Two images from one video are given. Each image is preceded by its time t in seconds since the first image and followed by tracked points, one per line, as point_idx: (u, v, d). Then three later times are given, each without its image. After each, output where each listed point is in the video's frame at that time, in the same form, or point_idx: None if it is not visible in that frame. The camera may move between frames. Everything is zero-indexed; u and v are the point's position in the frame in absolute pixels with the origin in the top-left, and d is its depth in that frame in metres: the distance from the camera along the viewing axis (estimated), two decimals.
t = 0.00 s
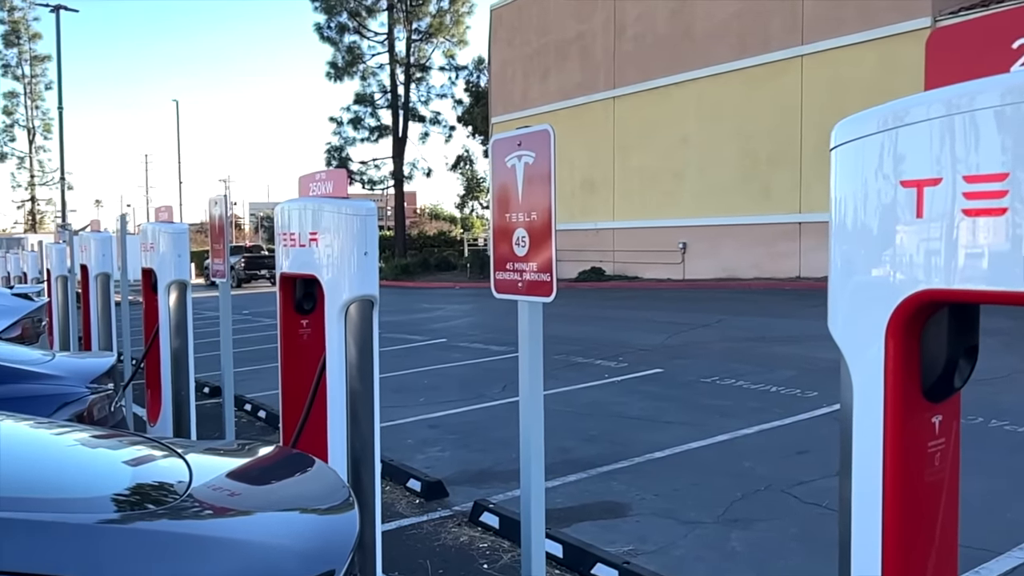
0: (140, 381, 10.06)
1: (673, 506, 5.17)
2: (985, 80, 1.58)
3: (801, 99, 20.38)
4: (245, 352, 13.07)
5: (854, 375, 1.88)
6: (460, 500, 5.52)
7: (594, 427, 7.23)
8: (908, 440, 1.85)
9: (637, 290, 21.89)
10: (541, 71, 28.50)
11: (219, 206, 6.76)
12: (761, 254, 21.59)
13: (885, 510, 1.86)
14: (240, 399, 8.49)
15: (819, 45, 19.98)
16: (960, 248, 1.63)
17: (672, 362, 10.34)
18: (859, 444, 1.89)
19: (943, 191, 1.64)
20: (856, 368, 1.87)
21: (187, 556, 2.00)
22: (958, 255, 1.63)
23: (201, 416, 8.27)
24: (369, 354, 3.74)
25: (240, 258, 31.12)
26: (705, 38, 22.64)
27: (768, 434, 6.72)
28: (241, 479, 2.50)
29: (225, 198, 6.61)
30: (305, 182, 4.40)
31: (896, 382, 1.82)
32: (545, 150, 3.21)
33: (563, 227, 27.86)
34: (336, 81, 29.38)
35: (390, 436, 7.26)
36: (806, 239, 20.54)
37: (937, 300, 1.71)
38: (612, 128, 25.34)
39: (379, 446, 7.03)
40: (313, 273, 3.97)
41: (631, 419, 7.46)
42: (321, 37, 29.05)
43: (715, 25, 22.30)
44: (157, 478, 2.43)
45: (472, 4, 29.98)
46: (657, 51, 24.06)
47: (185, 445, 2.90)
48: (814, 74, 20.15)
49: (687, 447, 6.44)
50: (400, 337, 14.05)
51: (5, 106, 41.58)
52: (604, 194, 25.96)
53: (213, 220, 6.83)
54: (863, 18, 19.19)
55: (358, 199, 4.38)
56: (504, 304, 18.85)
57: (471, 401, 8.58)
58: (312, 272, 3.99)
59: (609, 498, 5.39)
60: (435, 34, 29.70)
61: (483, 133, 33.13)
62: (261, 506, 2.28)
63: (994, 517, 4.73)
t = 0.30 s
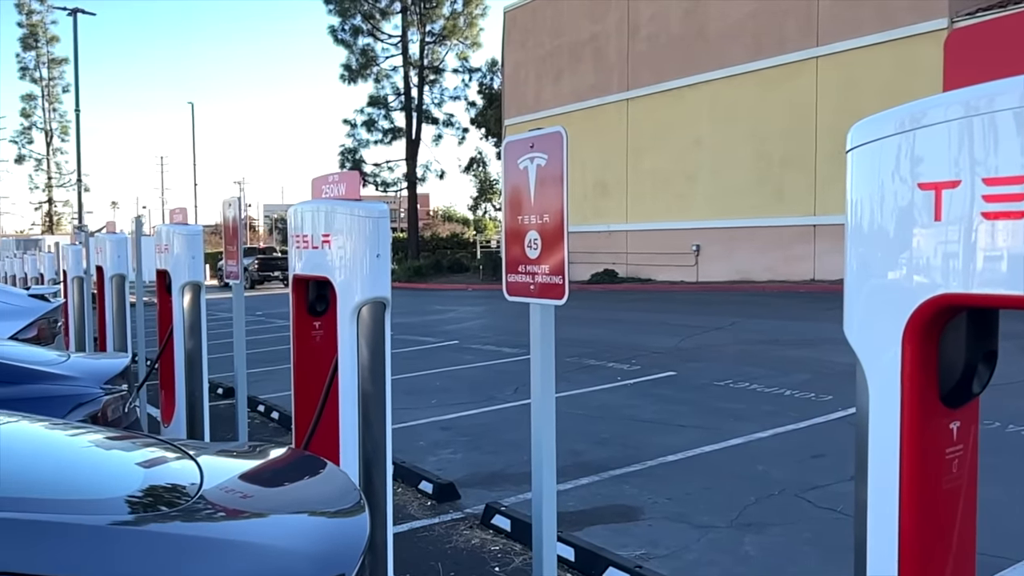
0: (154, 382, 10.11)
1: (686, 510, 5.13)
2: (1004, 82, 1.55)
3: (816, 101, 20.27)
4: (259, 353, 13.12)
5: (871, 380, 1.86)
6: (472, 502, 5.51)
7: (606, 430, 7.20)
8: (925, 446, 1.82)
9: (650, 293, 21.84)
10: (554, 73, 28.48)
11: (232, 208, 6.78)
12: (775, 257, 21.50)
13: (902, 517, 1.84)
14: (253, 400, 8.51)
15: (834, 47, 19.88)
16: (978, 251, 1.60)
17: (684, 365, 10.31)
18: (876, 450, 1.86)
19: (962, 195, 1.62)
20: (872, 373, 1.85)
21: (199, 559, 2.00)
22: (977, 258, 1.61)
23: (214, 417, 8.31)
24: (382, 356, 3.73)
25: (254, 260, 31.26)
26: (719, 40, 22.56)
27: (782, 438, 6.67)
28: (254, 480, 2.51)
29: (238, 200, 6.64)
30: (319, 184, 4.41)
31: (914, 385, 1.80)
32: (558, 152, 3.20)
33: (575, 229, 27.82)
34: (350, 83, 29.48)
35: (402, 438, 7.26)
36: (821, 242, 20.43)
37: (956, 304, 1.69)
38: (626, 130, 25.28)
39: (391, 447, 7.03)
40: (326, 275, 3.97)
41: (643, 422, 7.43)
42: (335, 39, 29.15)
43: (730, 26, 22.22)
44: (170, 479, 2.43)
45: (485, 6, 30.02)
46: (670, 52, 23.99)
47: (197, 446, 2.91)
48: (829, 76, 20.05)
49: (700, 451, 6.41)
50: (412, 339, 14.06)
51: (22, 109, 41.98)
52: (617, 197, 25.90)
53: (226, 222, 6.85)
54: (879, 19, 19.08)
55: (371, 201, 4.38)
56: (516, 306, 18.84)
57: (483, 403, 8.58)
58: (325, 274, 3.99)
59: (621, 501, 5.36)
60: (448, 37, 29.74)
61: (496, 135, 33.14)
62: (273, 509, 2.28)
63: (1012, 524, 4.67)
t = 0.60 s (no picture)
0: (168, 382, 10.15)
1: (699, 513, 5.10)
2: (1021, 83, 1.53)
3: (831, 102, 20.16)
4: (272, 354, 13.18)
5: (885, 384, 1.83)
6: (483, 504, 5.50)
7: (618, 433, 7.17)
8: (941, 452, 1.80)
9: (663, 294, 21.78)
10: (567, 74, 28.46)
11: (246, 209, 6.80)
12: (789, 259, 21.39)
13: (918, 523, 1.81)
14: (266, 400, 8.54)
15: (849, 48, 19.77)
16: (996, 254, 1.58)
17: (697, 367, 10.27)
18: (892, 454, 1.84)
19: (979, 197, 1.59)
20: (887, 377, 1.82)
21: (214, 562, 2.01)
22: (995, 260, 1.58)
23: (227, 417, 8.34)
24: (393, 358, 3.73)
25: (267, 261, 31.42)
26: (733, 41, 22.47)
27: (795, 441, 6.63)
28: (266, 482, 2.51)
29: (252, 201, 6.65)
30: (331, 185, 4.41)
31: (930, 389, 1.77)
32: (570, 153, 3.18)
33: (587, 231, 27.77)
34: (364, 85, 29.56)
35: (413, 439, 7.26)
36: (835, 244, 20.32)
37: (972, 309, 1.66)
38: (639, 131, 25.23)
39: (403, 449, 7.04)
40: (338, 276, 3.97)
41: (655, 424, 7.40)
42: (349, 41, 29.24)
43: (744, 27, 22.14)
44: (183, 481, 2.43)
45: (499, 7, 30.04)
46: (684, 54, 23.91)
47: (210, 447, 2.91)
48: (844, 76, 19.93)
49: (713, 454, 6.38)
50: (424, 340, 14.07)
51: (40, 110, 42.33)
52: (630, 198, 25.85)
53: (240, 223, 6.87)
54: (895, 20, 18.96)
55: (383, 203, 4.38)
56: (529, 308, 18.83)
57: (494, 404, 8.57)
58: (337, 275, 3.99)
59: (634, 504, 5.34)
60: (461, 38, 29.76)
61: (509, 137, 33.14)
62: (284, 511, 2.28)
63: None
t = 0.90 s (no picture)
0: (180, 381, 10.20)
1: (711, 517, 5.07)
2: None
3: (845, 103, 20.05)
4: (285, 354, 13.22)
5: (900, 388, 1.81)
6: (494, 506, 5.49)
7: (629, 434, 7.15)
8: (957, 457, 1.77)
9: (675, 296, 21.72)
10: (580, 75, 28.43)
11: (258, 210, 6.81)
12: (803, 260, 21.28)
13: (933, 529, 1.78)
14: (278, 400, 8.57)
15: (863, 48, 19.65)
16: (1013, 255, 1.55)
17: (710, 369, 10.22)
18: (905, 457, 1.81)
19: (996, 199, 1.57)
20: (901, 381, 1.80)
21: (226, 563, 2.01)
22: (1012, 263, 1.55)
23: (239, 417, 8.37)
24: (403, 360, 3.72)
25: (280, 261, 31.55)
26: (746, 41, 22.38)
27: (808, 444, 6.58)
28: (277, 483, 2.50)
29: (264, 202, 6.66)
30: (342, 186, 4.41)
31: (945, 394, 1.74)
32: (581, 154, 3.17)
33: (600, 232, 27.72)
34: (377, 86, 29.63)
35: (424, 440, 7.26)
36: (849, 245, 20.19)
37: (988, 312, 1.64)
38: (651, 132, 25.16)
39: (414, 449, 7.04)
40: (349, 277, 3.97)
41: (667, 426, 7.37)
42: (362, 42, 29.32)
43: (757, 28, 22.04)
44: (194, 482, 2.43)
45: (511, 8, 30.04)
46: (697, 54, 23.83)
47: (221, 448, 2.91)
48: (859, 77, 19.81)
49: (726, 457, 6.34)
50: (436, 341, 14.08)
51: (56, 112, 42.67)
52: (643, 199, 25.78)
53: (253, 223, 6.88)
54: (910, 20, 18.83)
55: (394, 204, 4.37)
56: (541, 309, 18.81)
57: (506, 405, 8.55)
58: (348, 276, 3.99)
59: (645, 507, 5.31)
60: (474, 39, 29.78)
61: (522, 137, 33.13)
62: (295, 512, 2.28)
63: None
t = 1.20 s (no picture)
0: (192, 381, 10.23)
1: (722, 519, 5.04)
2: None
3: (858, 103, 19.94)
4: (296, 354, 13.26)
5: (913, 391, 1.79)
6: (504, 507, 5.48)
7: (640, 436, 7.12)
8: (972, 461, 1.74)
9: (687, 297, 21.65)
10: (591, 76, 28.39)
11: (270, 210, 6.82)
12: (815, 261, 21.17)
13: (947, 533, 1.76)
14: (289, 401, 8.58)
15: (877, 48, 19.54)
16: None
17: (721, 371, 10.17)
18: (920, 462, 1.79)
19: (1012, 200, 1.55)
20: (914, 383, 1.78)
21: (236, 567, 2.00)
22: None
23: (250, 416, 8.39)
24: (413, 361, 3.72)
25: (291, 261, 31.64)
26: (758, 42, 22.29)
27: (821, 447, 6.53)
28: (287, 484, 2.50)
29: (275, 203, 6.66)
30: (353, 187, 4.41)
31: (959, 398, 1.72)
32: (590, 155, 3.16)
33: (611, 233, 27.66)
34: (388, 87, 29.68)
35: (434, 441, 7.25)
36: (863, 246, 20.06)
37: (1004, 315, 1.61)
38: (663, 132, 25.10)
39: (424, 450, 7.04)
40: (359, 278, 3.97)
41: (678, 428, 7.34)
42: (374, 43, 29.39)
43: (770, 28, 21.94)
44: (204, 483, 2.42)
45: (523, 9, 30.06)
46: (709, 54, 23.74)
47: (231, 449, 2.90)
48: (872, 77, 19.70)
49: (737, 459, 6.31)
50: (446, 341, 14.09)
51: (72, 113, 42.98)
52: (654, 200, 25.71)
53: (264, 224, 6.89)
54: (924, 19, 18.72)
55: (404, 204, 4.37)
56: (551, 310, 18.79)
57: (516, 406, 8.54)
58: (358, 277, 3.98)
59: (656, 509, 5.29)
60: (486, 40, 29.80)
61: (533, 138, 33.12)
62: (305, 514, 2.28)
63: None
